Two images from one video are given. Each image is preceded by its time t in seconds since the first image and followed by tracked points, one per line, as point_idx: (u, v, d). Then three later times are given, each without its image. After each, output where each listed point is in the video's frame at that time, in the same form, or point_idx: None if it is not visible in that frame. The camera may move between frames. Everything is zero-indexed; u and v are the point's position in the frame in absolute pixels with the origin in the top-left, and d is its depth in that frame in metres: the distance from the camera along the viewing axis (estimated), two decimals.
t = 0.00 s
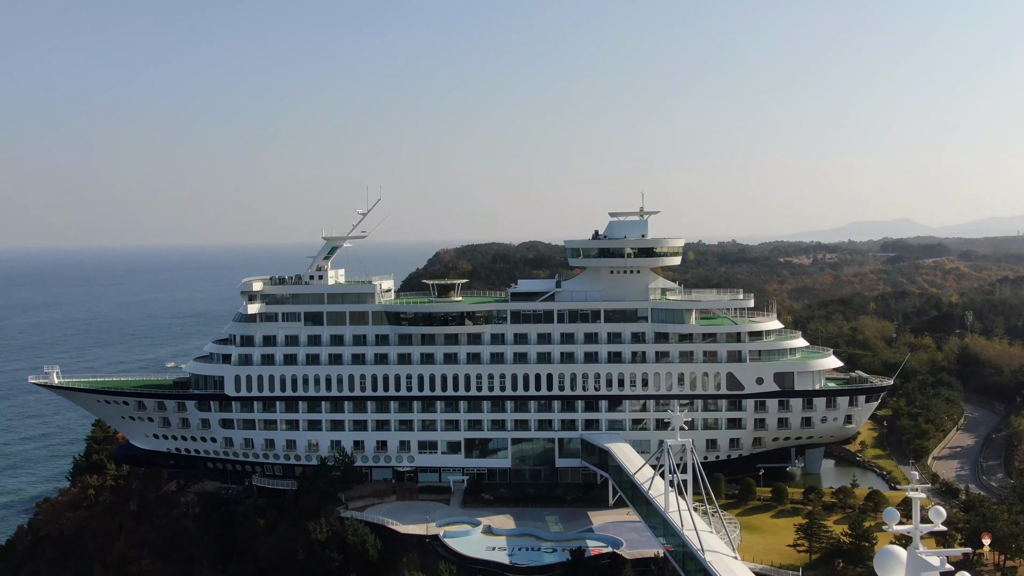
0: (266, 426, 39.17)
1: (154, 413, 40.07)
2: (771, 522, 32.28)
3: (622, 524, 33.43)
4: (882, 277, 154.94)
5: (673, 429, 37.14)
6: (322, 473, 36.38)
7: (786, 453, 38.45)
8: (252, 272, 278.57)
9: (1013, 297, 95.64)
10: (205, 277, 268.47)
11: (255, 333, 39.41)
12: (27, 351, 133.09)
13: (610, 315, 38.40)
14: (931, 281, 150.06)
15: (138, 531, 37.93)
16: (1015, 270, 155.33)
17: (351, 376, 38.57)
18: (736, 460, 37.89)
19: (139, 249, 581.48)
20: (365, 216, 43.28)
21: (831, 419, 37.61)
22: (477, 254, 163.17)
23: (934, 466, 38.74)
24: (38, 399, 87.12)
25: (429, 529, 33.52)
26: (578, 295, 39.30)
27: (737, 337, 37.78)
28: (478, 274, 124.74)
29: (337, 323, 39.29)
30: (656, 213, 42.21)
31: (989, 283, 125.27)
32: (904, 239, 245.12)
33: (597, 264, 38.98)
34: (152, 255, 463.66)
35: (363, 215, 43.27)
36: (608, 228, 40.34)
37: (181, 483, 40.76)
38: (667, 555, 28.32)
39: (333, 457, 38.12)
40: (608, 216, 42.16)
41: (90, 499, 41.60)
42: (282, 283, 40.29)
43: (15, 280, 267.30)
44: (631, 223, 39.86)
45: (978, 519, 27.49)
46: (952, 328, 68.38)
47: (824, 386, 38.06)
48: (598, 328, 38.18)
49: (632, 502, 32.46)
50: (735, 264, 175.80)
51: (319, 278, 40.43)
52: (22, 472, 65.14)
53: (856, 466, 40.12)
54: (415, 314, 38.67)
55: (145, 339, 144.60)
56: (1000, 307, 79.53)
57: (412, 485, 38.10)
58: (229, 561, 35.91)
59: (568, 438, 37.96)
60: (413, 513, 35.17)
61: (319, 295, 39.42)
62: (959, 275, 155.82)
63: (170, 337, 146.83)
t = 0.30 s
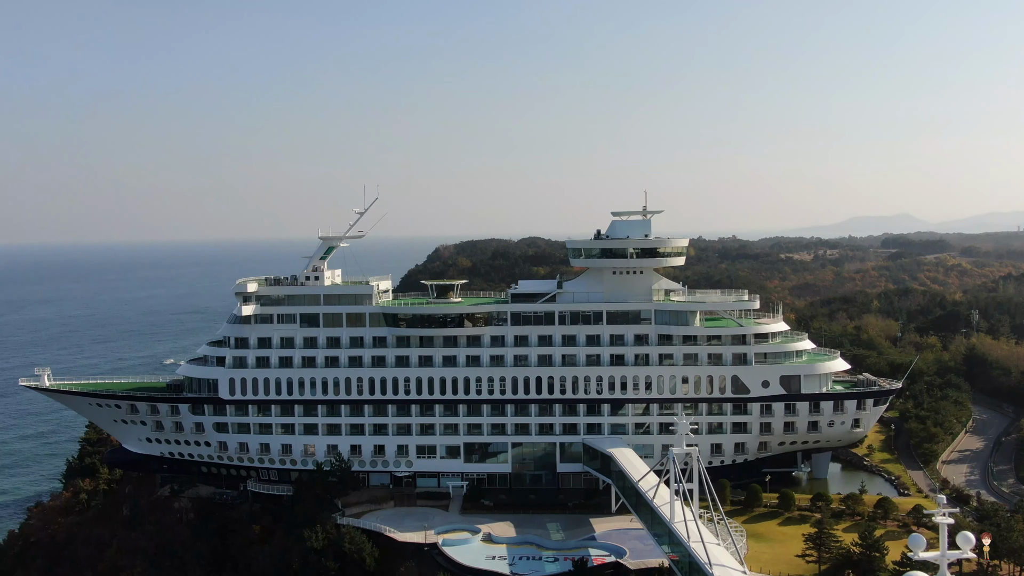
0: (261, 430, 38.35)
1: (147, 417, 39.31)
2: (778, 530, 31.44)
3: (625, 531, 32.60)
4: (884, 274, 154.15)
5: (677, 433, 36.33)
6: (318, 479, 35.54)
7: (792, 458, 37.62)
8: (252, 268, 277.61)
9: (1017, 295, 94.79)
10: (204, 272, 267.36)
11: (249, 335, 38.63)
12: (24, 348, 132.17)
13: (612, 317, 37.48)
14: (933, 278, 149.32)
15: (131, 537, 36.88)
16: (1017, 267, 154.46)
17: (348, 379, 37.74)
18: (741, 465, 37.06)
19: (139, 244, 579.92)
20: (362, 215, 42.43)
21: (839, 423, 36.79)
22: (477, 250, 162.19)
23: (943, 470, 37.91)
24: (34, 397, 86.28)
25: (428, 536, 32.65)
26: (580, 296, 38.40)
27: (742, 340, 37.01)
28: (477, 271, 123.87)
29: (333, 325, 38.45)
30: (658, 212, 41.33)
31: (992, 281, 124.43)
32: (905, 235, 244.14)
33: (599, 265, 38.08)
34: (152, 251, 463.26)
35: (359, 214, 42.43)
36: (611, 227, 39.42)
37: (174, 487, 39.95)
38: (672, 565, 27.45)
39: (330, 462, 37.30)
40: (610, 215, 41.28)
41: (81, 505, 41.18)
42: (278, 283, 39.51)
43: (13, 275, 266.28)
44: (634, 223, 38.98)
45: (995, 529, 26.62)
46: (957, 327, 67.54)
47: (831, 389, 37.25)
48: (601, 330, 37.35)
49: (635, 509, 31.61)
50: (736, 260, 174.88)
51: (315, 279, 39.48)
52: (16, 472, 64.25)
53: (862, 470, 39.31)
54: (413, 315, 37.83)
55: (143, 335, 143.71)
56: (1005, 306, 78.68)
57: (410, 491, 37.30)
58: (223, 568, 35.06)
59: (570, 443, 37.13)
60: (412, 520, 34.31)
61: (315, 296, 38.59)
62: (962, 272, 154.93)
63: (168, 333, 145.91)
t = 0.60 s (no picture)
0: (256, 434, 37.57)
1: (139, 420, 38.46)
2: (785, 538, 30.67)
3: (628, 539, 31.77)
4: (886, 270, 153.41)
5: (681, 437, 35.54)
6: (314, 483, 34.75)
7: (798, 462, 36.84)
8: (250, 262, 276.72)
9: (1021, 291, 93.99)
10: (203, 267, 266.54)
11: (244, 336, 37.78)
12: (21, 343, 131.31)
13: (615, 318, 36.60)
14: (935, 274, 148.56)
15: (123, 542, 36.18)
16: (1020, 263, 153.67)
17: (345, 381, 36.94)
18: (747, 469, 36.27)
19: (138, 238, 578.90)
20: (359, 213, 41.54)
21: (846, 426, 35.98)
22: (476, 246, 161.32)
23: (953, 474, 37.12)
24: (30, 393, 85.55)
25: (426, 543, 31.83)
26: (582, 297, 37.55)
27: (748, 341, 36.19)
28: (477, 267, 122.99)
29: (330, 326, 37.62)
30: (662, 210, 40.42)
31: (995, 277, 123.61)
32: (906, 230, 243.29)
33: (601, 265, 37.22)
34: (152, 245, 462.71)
35: (357, 212, 41.55)
36: (614, 225, 38.49)
37: (167, 491, 39.17)
38: (677, 575, 26.59)
39: (326, 466, 36.51)
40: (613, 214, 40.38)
41: (74, 509, 40.09)
42: (273, 283, 38.65)
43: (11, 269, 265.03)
44: (637, 221, 38.09)
45: (1012, 540, 25.88)
46: (963, 325, 66.74)
47: (838, 392, 36.44)
48: (603, 331, 36.53)
49: (639, 516, 30.81)
50: (736, 255, 174.03)
51: (311, 279, 38.58)
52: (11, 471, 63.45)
53: (870, 474, 38.51)
54: (411, 316, 37.01)
55: (141, 331, 142.90)
56: (1011, 303, 77.87)
57: (409, 496, 36.52)
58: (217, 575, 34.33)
59: (571, 447, 36.35)
60: (410, 527, 33.52)
61: (312, 297, 37.74)
62: (964, 268, 154.15)
63: (166, 329, 145.08)
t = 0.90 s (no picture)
0: (250, 438, 36.77)
1: (132, 423, 37.67)
2: (793, 546, 29.84)
3: (631, 546, 30.91)
4: (888, 265, 152.51)
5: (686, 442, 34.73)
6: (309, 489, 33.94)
7: (805, 466, 36.03)
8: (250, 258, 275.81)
9: None
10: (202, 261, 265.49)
11: (238, 338, 36.95)
12: (18, 339, 130.45)
13: (618, 319, 35.77)
14: (938, 270, 147.73)
15: (115, 548, 35.39)
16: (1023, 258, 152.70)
17: (341, 384, 36.13)
18: (752, 474, 35.47)
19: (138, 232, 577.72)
20: (356, 212, 40.67)
21: (854, 430, 35.17)
22: (476, 241, 160.44)
23: (963, 479, 36.30)
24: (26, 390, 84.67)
25: (425, 552, 31.00)
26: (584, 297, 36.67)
27: (754, 343, 35.36)
28: (477, 263, 122.09)
29: (326, 327, 36.78)
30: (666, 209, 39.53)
31: (999, 272, 122.69)
32: (908, 225, 242.43)
33: (603, 265, 36.36)
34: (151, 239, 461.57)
35: (353, 210, 40.68)
36: (616, 224, 37.58)
37: (160, 496, 38.31)
38: None
39: (322, 471, 35.71)
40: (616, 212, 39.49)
41: (65, 513, 39.57)
42: (268, 284, 37.80)
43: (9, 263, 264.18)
44: (640, 220, 37.21)
45: None
46: (969, 323, 65.86)
47: (846, 394, 35.63)
48: (605, 333, 35.70)
49: (643, 524, 29.97)
50: (737, 250, 173.08)
51: (307, 279, 37.70)
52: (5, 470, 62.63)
53: (878, 478, 37.69)
54: (408, 317, 36.18)
55: (138, 326, 142.02)
56: (1016, 301, 76.99)
57: (407, 501, 35.72)
58: None
59: (573, 451, 35.55)
60: (408, 534, 32.70)
61: (308, 298, 36.87)
62: (966, 263, 153.18)
63: (164, 324, 144.14)
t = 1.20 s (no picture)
0: (245, 442, 35.94)
1: (124, 427, 36.87)
2: (802, 555, 28.99)
3: (635, 554, 30.02)
4: (890, 261, 151.82)
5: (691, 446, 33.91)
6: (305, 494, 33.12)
7: (812, 471, 35.23)
8: (248, 252, 274.58)
9: None
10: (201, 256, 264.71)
11: (232, 340, 36.10)
12: (15, 334, 129.61)
13: (621, 321, 34.93)
14: (940, 266, 147.04)
15: (107, 555, 34.55)
16: None
17: (337, 387, 35.30)
18: (758, 479, 34.67)
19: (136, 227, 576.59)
20: (353, 210, 39.82)
21: (863, 434, 34.37)
22: (476, 236, 159.54)
23: (973, 483, 35.50)
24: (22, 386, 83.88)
25: (423, 560, 30.17)
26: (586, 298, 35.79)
27: (760, 345, 34.53)
28: (477, 258, 121.24)
29: (322, 329, 35.94)
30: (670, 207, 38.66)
31: (1002, 269, 121.97)
32: (909, 219, 241.48)
33: (606, 265, 35.51)
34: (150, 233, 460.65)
35: (350, 208, 39.82)
36: (619, 223, 36.68)
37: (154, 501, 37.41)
38: None
39: (318, 476, 34.92)
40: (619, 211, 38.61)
41: (57, 517, 38.63)
42: (263, 284, 36.94)
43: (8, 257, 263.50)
44: (644, 219, 36.36)
45: None
46: (975, 322, 65.07)
47: (854, 398, 34.83)
48: (609, 335, 34.88)
49: (647, 533, 29.14)
50: (738, 245, 172.34)
51: (303, 279, 36.81)
52: None
53: (886, 483, 36.89)
54: (406, 319, 35.33)
55: (137, 321, 141.22)
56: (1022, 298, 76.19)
57: (406, 507, 34.93)
58: None
59: (575, 456, 34.75)
60: (406, 542, 31.88)
61: (303, 298, 36.03)
62: (969, 258, 152.48)
63: (163, 320, 143.29)
